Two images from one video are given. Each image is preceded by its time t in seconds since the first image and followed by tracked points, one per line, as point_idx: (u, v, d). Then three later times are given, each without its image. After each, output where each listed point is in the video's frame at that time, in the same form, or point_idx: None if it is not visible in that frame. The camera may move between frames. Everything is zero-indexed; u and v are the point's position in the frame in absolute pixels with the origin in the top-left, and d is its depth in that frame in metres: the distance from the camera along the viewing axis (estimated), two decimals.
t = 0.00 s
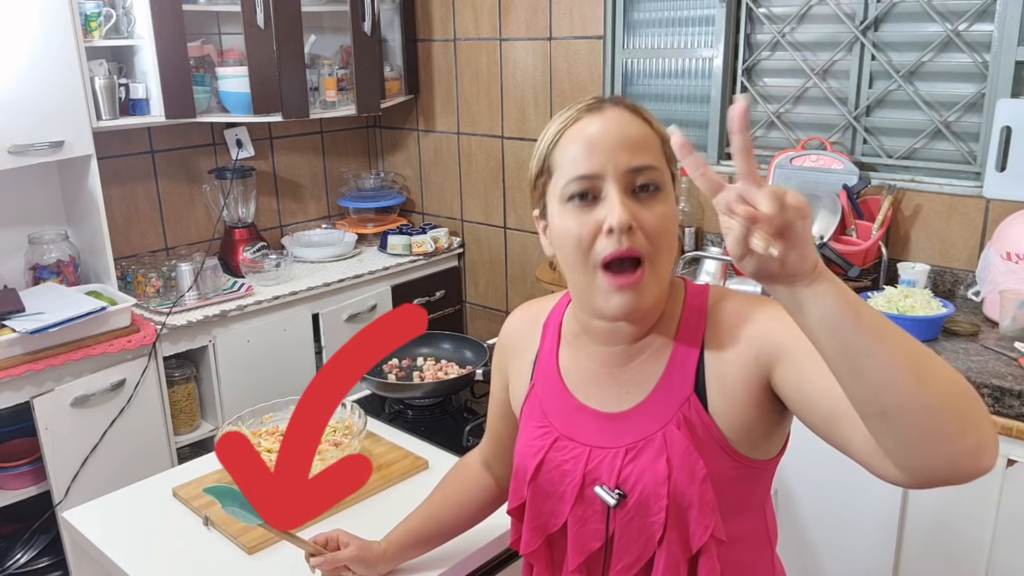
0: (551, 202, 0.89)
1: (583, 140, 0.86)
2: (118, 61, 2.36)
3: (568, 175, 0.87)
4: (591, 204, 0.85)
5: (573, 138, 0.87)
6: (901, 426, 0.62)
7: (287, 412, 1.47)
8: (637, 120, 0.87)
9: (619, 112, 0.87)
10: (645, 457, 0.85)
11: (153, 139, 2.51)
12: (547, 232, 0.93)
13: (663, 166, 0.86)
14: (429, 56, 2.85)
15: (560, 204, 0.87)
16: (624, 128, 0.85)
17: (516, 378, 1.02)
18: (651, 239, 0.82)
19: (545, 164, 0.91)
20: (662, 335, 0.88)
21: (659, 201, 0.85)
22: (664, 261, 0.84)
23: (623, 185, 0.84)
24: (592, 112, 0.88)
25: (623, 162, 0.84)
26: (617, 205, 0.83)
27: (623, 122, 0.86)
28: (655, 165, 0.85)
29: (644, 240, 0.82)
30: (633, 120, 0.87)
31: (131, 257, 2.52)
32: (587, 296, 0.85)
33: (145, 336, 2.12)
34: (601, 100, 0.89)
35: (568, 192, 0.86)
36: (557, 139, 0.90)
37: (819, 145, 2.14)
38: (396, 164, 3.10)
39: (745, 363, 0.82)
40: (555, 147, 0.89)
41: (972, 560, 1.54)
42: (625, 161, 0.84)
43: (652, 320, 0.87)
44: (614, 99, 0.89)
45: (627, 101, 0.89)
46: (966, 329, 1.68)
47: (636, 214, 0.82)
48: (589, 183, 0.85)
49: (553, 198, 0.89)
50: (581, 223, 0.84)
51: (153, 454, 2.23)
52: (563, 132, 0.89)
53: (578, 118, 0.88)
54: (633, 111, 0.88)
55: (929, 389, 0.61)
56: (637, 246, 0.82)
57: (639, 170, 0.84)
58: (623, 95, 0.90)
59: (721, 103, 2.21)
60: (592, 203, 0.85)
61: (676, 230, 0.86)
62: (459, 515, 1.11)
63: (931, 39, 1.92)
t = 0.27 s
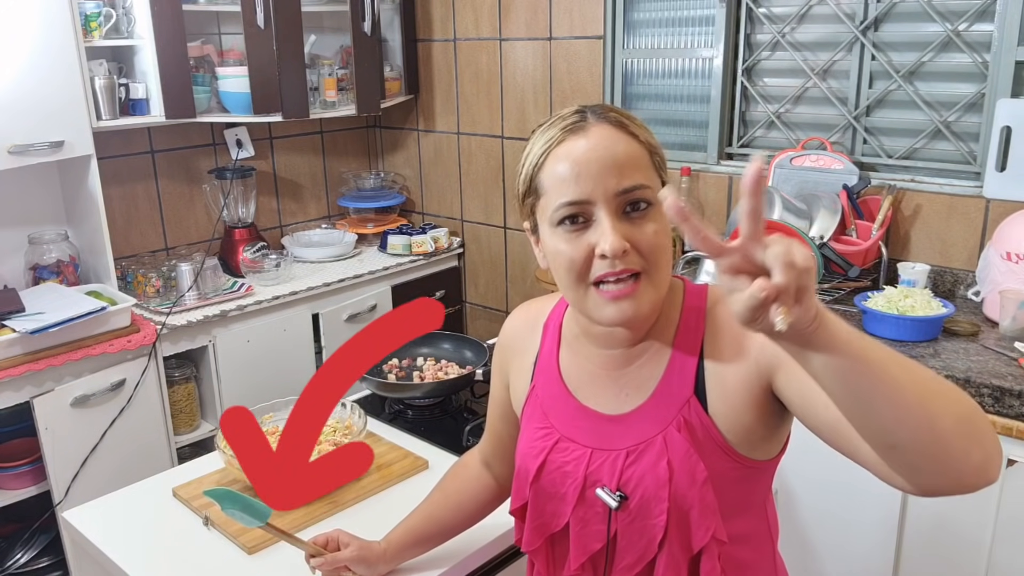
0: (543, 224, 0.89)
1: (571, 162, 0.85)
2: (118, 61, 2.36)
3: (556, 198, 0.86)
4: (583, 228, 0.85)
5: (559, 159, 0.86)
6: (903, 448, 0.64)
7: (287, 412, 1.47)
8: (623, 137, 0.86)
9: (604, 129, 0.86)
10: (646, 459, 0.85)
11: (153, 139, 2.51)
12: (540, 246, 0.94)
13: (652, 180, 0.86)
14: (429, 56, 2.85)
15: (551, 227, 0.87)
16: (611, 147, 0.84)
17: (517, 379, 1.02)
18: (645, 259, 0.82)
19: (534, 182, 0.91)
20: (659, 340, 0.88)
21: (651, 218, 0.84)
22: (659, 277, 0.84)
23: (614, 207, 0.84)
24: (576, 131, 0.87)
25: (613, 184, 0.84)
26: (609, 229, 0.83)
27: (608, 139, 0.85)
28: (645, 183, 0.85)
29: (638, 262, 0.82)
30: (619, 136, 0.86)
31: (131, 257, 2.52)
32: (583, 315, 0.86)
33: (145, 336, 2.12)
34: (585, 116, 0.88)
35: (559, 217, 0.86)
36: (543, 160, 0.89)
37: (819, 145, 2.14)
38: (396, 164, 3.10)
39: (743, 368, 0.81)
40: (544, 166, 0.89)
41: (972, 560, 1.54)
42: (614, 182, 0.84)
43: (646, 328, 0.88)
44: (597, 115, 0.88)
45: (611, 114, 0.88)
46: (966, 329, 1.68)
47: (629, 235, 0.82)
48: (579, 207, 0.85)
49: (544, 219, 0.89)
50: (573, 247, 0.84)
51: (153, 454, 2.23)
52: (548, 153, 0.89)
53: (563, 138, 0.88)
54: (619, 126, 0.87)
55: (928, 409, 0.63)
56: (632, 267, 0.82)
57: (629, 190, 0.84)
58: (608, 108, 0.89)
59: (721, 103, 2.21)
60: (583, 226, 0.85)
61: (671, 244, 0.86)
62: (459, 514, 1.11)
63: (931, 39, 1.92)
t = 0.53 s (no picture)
0: (546, 207, 0.87)
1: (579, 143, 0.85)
2: (119, 61, 2.36)
3: (562, 177, 0.85)
4: (586, 206, 0.83)
5: (567, 141, 0.86)
6: (916, 471, 0.65)
7: (286, 412, 1.47)
8: (631, 122, 0.86)
9: (613, 114, 0.86)
10: (645, 456, 0.85)
11: (154, 139, 2.51)
12: (542, 233, 0.92)
13: (658, 168, 0.85)
14: (429, 56, 2.85)
15: (555, 207, 0.85)
16: (617, 130, 0.84)
17: (516, 378, 1.02)
18: (646, 238, 0.79)
19: (540, 166, 0.90)
20: (657, 336, 0.85)
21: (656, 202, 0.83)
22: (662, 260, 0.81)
23: (617, 186, 0.83)
24: (586, 115, 0.87)
25: (617, 162, 0.83)
26: (612, 205, 0.81)
27: (616, 123, 0.85)
28: (650, 167, 0.84)
29: (641, 239, 0.79)
30: (628, 121, 0.85)
31: (131, 257, 2.52)
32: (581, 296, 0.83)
33: (145, 336, 2.12)
34: (595, 103, 0.88)
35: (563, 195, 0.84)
36: (552, 144, 0.89)
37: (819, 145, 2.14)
38: (396, 164, 3.10)
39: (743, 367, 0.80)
40: (550, 148, 0.88)
41: (972, 560, 1.54)
42: (620, 161, 0.83)
43: (646, 320, 0.85)
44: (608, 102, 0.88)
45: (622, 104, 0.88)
46: (966, 329, 1.68)
47: (631, 213, 0.80)
48: (584, 184, 0.83)
49: (548, 202, 0.87)
50: (575, 224, 0.82)
51: (153, 454, 2.23)
52: (557, 136, 0.88)
53: (572, 122, 0.87)
54: (627, 112, 0.87)
55: (928, 429, 0.63)
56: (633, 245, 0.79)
57: (633, 170, 0.83)
58: (618, 97, 0.89)
59: (721, 103, 2.21)
60: (586, 204, 0.83)
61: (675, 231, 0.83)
62: (458, 514, 1.11)
63: (931, 39, 1.92)
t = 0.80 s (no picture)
0: (549, 189, 0.90)
1: (580, 126, 0.88)
2: (119, 61, 2.36)
3: (563, 159, 0.88)
4: (585, 186, 0.86)
5: (570, 125, 0.89)
6: (903, 463, 0.67)
7: (287, 412, 1.47)
8: (632, 112, 0.89)
9: (615, 104, 0.89)
10: (647, 449, 0.85)
11: (153, 139, 2.51)
12: (547, 224, 0.94)
13: (658, 153, 0.88)
14: (429, 55, 2.85)
15: (556, 188, 0.89)
16: (618, 116, 0.88)
17: (517, 378, 1.02)
18: (641, 215, 0.82)
19: (545, 155, 0.93)
20: (662, 328, 0.88)
21: (653, 184, 0.85)
22: (657, 239, 0.84)
23: (615, 167, 0.86)
24: (590, 104, 0.90)
25: (616, 144, 0.86)
26: (608, 183, 0.84)
27: (617, 111, 0.88)
28: (648, 150, 0.87)
29: (634, 216, 0.82)
30: (628, 111, 0.89)
31: (131, 257, 2.52)
32: (578, 272, 0.85)
33: (145, 336, 2.12)
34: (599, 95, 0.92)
35: (564, 175, 0.88)
36: (556, 131, 0.92)
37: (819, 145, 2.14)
38: (396, 164, 3.10)
39: (745, 360, 0.81)
40: (554, 137, 0.91)
41: (972, 560, 1.54)
42: (619, 145, 0.86)
43: (651, 310, 0.88)
44: (611, 94, 0.92)
45: (625, 96, 0.92)
46: (966, 329, 1.68)
47: (627, 192, 0.83)
48: (583, 166, 0.87)
49: (550, 184, 0.90)
50: (573, 202, 0.85)
51: (153, 454, 2.23)
52: (562, 124, 0.92)
53: (577, 111, 0.91)
54: (629, 104, 0.90)
55: (901, 413, 0.66)
56: (627, 221, 0.82)
57: (631, 152, 0.86)
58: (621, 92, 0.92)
59: (721, 103, 2.21)
60: (585, 184, 0.86)
61: (671, 213, 0.86)
62: (459, 514, 1.11)
63: (931, 39, 1.92)
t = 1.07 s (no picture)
0: (557, 185, 0.90)
1: (589, 122, 0.88)
2: (119, 61, 2.36)
3: (572, 154, 0.88)
4: (596, 181, 0.86)
5: (578, 122, 0.90)
6: (911, 452, 0.67)
7: (287, 412, 1.47)
8: (639, 109, 0.90)
9: (622, 101, 0.90)
10: (650, 445, 0.85)
11: (153, 139, 2.51)
12: (554, 221, 0.94)
13: (665, 150, 0.88)
14: (429, 55, 2.85)
15: (565, 183, 0.88)
16: (626, 112, 0.88)
17: (517, 377, 1.02)
18: (654, 207, 0.82)
19: (552, 153, 0.93)
20: (665, 325, 0.89)
21: (662, 179, 0.86)
22: (669, 232, 0.84)
23: (626, 162, 0.86)
24: (596, 101, 0.91)
25: (625, 139, 0.86)
26: (620, 177, 0.84)
27: (624, 108, 0.89)
28: (656, 145, 0.87)
29: (647, 209, 0.82)
30: (635, 108, 0.90)
31: (131, 257, 2.52)
32: (590, 267, 0.85)
33: (145, 336, 2.12)
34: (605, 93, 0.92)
35: (574, 170, 0.88)
36: (563, 128, 0.92)
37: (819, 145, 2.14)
38: (396, 164, 3.10)
39: (749, 356, 0.82)
40: (562, 133, 0.91)
41: (972, 560, 1.54)
42: (628, 140, 0.86)
43: (657, 306, 0.88)
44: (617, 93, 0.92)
45: (630, 95, 0.92)
46: (966, 329, 1.68)
47: (639, 185, 0.83)
48: (593, 160, 0.87)
49: (558, 180, 0.90)
50: (585, 196, 0.85)
51: (153, 454, 2.23)
52: (569, 121, 0.92)
53: (583, 108, 0.91)
54: (635, 101, 0.91)
55: (907, 404, 0.66)
56: (640, 213, 0.82)
57: (640, 147, 0.86)
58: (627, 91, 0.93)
59: (721, 103, 2.21)
60: (595, 179, 0.86)
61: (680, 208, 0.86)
62: (459, 513, 1.11)
63: (931, 39, 1.92)
